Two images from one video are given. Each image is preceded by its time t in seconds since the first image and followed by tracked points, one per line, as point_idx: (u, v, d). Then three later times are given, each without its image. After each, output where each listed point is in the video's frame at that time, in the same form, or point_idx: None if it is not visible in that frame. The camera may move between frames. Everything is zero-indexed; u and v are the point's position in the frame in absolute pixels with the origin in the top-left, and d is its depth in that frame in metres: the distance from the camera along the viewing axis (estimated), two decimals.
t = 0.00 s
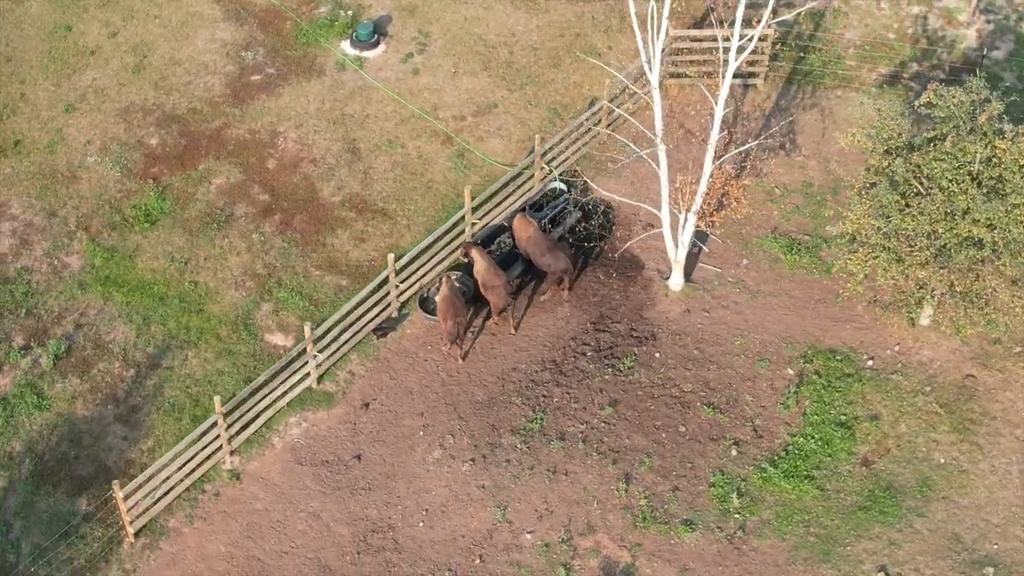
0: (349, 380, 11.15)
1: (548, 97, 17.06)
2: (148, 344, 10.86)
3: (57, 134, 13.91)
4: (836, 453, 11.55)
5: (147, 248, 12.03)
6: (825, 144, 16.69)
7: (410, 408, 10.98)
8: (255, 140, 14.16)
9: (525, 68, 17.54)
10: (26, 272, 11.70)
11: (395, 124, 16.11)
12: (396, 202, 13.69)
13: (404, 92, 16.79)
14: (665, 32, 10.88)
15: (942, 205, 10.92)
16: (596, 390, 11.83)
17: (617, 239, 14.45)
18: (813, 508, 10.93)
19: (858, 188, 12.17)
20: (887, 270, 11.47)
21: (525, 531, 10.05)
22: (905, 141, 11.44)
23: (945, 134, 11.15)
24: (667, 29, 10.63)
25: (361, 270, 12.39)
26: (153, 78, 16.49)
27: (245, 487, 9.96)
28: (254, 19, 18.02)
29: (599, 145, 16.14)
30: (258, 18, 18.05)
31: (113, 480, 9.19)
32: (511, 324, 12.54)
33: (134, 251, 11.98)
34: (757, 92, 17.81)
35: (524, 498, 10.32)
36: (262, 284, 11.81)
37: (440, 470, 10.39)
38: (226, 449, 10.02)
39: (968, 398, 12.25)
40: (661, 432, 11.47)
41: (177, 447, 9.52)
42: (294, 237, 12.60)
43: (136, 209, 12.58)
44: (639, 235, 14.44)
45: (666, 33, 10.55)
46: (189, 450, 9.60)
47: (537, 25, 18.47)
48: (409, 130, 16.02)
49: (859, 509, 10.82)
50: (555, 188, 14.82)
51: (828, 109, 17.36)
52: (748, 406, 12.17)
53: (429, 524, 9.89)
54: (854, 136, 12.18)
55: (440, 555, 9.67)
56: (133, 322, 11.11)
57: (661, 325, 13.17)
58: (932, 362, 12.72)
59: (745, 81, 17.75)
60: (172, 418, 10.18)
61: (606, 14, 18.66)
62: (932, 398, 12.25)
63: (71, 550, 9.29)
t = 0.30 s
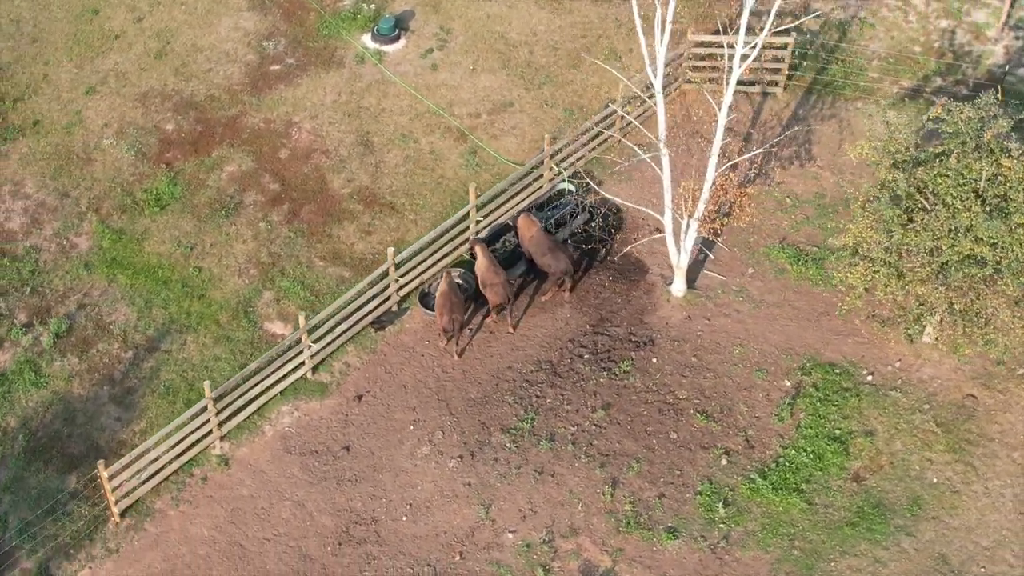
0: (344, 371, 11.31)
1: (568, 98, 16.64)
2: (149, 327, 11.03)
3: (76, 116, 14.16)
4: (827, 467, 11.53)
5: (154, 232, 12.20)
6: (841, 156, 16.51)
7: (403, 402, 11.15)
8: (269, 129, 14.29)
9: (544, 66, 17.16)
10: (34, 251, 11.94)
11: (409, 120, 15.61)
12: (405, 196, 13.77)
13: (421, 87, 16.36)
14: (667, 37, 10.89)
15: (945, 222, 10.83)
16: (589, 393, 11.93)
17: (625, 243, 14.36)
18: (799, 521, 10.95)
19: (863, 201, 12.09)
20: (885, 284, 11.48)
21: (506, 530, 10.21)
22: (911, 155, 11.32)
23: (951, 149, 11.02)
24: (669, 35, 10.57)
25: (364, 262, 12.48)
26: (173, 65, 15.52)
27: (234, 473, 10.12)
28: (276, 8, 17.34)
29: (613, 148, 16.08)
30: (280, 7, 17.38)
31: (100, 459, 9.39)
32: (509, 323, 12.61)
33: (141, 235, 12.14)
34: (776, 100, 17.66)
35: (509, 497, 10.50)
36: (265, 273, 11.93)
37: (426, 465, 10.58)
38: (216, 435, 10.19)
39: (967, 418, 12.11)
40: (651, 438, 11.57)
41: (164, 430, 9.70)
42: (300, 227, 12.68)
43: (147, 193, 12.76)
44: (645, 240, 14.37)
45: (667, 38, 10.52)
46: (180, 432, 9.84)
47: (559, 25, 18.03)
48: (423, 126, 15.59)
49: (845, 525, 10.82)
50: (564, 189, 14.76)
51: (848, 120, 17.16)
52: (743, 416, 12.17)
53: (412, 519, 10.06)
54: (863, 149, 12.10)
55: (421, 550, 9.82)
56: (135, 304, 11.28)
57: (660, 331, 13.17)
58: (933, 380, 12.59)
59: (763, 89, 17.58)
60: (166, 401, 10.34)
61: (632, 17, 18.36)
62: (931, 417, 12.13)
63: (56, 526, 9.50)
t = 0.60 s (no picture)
0: (334, 365, 11.08)
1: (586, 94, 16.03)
2: (138, 311, 10.83)
3: (81, 92, 14.01)
4: (828, 489, 11.15)
5: (151, 214, 12.00)
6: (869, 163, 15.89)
7: (393, 400, 10.94)
8: (277, 113, 14.04)
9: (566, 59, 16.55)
10: (28, 228, 11.81)
11: (422, 109, 15.13)
12: (411, 187, 13.50)
13: (436, 76, 15.81)
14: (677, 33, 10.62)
15: (962, 237, 10.37)
16: (586, 399, 11.69)
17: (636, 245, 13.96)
18: (794, 543, 10.61)
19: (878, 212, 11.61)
20: (898, 300, 11.01)
21: (487, 537, 10.01)
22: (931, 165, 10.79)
23: (972, 161, 10.54)
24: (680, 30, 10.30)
25: (364, 254, 12.20)
26: (185, 43, 15.20)
27: (213, 465, 9.91)
28: None
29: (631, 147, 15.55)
30: None
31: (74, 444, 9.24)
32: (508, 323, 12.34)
33: (138, 216, 11.95)
34: (805, 104, 16.95)
35: (494, 504, 10.31)
36: (261, 260, 11.68)
37: (411, 466, 10.38)
38: (197, 424, 10.01)
39: (980, 445, 11.61)
40: (646, 448, 11.32)
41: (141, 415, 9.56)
42: (301, 214, 12.41)
43: (147, 174, 12.57)
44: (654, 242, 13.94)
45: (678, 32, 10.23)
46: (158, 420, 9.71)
47: (585, 16, 17.42)
48: (435, 116, 15.09)
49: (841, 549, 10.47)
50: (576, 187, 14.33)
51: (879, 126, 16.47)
52: (744, 430, 11.80)
53: (392, 521, 9.87)
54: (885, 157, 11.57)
55: (398, 553, 9.63)
56: (126, 287, 11.10)
57: (665, 338, 12.81)
58: (947, 403, 12.09)
59: (792, 92, 16.92)
60: (149, 388, 10.14)
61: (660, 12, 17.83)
62: (941, 441, 11.65)
63: (27, 509, 9.36)
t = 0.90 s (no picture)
0: (320, 361, 10.65)
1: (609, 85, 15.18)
2: (119, 295, 10.45)
3: (79, 63, 13.64)
4: (834, 516, 10.55)
5: (141, 194, 11.61)
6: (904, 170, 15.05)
7: (379, 400, 10.50)
8: (281, 93, 13.59)
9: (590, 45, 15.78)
10: (15, 203, 11.48)
11: (432, 96, 14.54)
12: (417, 176, 13.02)
13: (451, 60, 15.20)
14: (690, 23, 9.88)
15: (989, 254, 9.62)
16: (582, 409, 11.22)
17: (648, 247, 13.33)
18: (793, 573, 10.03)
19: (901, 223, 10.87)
20: (917, 318, 10.26)
21: (467, 550, 9.59)
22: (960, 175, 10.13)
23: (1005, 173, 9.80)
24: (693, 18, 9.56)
25: (360, 244, 11.72)
26: (191, 16, 14.75)
27: (185, 459, 9.51)
28: None
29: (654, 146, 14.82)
30: None
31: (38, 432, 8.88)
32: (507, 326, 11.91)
33: (128, 196, 11.57)
34: (842, 104, 16.10)
35: (476, 515, 9.88)
36: (252, 247, 11.25)
37: (392, 471, 9.95)
38: (170, 415, 9.63)
39: (1002, 477, 10.91)
40: (642, 463, 10.82)
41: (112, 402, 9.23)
42: (298, 201, 11.98)
43: (141, 151, 12.18)
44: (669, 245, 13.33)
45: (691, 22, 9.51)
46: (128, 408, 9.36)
47: (612, 3, 16.64)
48: (447, 102, 14.50)
49: None
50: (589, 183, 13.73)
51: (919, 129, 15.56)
52: (749, 449, 11.21)
53: (368, 527, 9.45)
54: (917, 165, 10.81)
55: (371, 562, 9.20)
56: (109, 269, 10.72)
57: (672, 347, 12.24)
58: (969, 431, 11.40)
59: (828, 91, 16.12)
60: (124, 376, 9.76)
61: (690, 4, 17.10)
62: (960, 471, 10.97)
63: None
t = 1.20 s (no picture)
0: (306, 356, 10.26)
1: (632, 75, 14.53)
2: (101, 278, 10.13)
3: (79, 33, 13.27)
4: (838, 546, 9.91)
5: (132, 172, 11.27)
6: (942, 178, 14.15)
7: (364, 400, 10.08)
8: (286, 72, 13.17)
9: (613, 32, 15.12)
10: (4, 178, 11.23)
11: (446, 81, 14.01)
12: (423, 165, 12.55)
13: (468, 45, 14.63)
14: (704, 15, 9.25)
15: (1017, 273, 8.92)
16: (578, 419, 10.74)
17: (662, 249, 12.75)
18: None
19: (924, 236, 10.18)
20: (936, 339, 9.59)
21: (444, 562, 9.15)
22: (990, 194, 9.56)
23: None
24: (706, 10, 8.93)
25: (356, 234, 11.25)
26: None
27: (156, 453, 9.19)
28: None
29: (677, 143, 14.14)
30: None
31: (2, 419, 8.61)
32: (506, 328, 11.43)
33: (118, 173, 11.25)
34: (880, 107, 15.12)
35: (456, 525, 9.45)
36: (244, 232, 10.86)
37: (372, 475, 9.52)
38: (143, 406, 9.33)
39: None
40: (637, 480, 10.32)
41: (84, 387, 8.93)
42: (295, 186, 11.58)
43: (136, 129, 11.85)
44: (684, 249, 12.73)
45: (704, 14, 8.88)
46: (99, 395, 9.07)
47: None
48: (461, 89, 13.95)
49: None
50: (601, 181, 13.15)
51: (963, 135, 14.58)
52: (753, 469, 10.60)
53: (342, 533, 9.03)
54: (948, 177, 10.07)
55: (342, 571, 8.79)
56: (93, 250, 10.41)
57: (679, 358, 11.66)
58: (991, 461, 10.58)
59: (866, 92, 15.18)
60: (98, 362, 9.42)
61: None
62: (979, 502, 10.21)
63: None
